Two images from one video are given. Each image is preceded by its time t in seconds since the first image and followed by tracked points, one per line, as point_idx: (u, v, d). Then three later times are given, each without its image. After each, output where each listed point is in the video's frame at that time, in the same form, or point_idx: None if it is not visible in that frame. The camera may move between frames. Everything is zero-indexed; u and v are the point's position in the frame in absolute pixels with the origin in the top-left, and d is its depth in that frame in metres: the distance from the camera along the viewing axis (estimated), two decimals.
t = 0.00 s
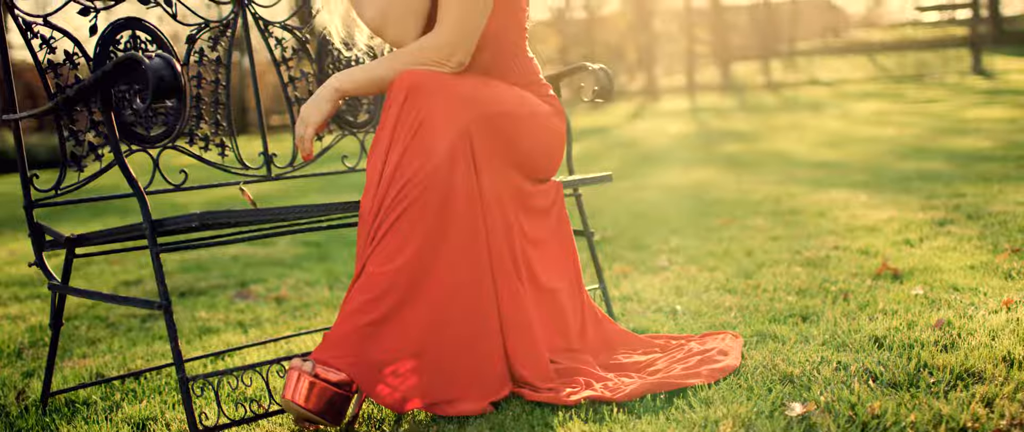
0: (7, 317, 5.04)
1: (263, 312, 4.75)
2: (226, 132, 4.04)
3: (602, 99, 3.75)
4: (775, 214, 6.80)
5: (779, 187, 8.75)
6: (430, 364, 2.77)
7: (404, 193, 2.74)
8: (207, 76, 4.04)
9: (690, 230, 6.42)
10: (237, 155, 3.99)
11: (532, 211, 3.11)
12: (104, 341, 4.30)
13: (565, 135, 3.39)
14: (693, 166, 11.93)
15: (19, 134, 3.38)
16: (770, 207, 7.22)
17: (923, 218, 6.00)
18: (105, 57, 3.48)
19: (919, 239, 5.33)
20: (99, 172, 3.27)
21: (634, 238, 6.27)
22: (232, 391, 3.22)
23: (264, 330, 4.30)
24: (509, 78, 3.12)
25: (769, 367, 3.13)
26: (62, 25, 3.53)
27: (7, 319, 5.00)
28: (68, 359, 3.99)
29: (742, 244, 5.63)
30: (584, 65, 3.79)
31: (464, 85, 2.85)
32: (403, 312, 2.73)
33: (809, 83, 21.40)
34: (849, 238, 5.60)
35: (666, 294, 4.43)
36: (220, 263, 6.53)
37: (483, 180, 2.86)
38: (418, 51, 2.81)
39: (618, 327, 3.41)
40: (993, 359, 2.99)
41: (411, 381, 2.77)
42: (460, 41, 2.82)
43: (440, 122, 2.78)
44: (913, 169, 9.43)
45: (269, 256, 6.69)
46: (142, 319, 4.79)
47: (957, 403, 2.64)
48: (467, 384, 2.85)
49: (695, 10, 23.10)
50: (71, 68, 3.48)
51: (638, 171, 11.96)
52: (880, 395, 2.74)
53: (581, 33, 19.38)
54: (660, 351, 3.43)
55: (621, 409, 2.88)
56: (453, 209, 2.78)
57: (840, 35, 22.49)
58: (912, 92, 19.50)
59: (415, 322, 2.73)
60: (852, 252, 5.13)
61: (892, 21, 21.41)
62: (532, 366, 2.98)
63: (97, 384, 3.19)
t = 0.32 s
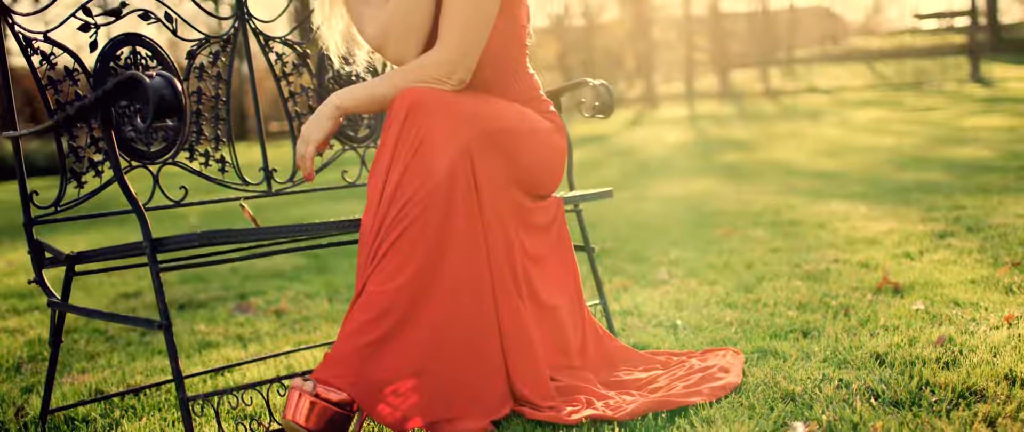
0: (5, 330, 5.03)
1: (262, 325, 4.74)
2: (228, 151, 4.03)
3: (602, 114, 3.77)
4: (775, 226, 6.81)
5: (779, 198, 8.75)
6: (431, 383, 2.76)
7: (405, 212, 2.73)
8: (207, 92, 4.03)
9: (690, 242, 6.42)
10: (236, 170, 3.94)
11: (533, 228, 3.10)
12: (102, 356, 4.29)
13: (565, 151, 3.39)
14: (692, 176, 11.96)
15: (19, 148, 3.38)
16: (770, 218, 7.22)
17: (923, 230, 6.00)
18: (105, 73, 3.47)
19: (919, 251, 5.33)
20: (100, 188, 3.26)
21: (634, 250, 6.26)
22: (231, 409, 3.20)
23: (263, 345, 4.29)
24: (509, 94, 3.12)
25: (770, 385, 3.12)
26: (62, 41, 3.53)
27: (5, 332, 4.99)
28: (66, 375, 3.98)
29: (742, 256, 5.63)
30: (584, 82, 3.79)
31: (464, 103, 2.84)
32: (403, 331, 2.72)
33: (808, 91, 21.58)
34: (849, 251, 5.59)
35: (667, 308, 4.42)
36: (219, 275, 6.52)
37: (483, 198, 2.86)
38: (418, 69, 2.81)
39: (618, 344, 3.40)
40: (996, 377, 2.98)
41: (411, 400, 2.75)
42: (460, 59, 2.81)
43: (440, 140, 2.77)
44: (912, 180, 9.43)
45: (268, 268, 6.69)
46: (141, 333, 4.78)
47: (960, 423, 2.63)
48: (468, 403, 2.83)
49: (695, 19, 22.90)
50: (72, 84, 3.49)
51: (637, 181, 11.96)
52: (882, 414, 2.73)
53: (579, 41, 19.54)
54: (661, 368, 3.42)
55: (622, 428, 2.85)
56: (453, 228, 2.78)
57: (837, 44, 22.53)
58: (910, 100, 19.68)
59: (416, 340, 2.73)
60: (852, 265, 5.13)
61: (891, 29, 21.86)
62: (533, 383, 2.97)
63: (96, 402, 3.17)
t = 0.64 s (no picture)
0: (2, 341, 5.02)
1: (260, 337, 4.73)
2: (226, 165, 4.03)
3: (602, 129, 3.78)
4: (773, 237, 6.80)
5: (777, 208, 8.73)
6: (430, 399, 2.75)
7: (405, 228, 2.73)
8: (207, 105, 4.04)
9: (688, 253, 6.41)
10: (234, 185, 3.94)
11: (532, 243, 3.10)
12: (100, 368, 4.28)
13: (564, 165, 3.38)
14: (690, 184, 11.94)
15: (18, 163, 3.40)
16: (768, 229, 7.21)
17: (921, 242, 6.00)
18: (105, 86, 3.53)
19: (918, 264, 5.33)
20: (99, 203, 3.26)
21: (632, 261, 6.25)
22: (229, 425, 3.19)
23: (261, 358, 4.27)
24: (509, 110, 3.11)
25: (770, 402, 3.12)
26: (61, 56, 3.57)
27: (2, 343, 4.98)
28: (64, 388, 3.97)
29: (741, 269, 5.62)
30: (584, 96, 3.80)
31: (464, 118, 2.84)
32: (403, 348, 2.72)
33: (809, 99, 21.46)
34: (848, 264, 5.59)
35: (666, 322, 4.42)
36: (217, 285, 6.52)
37: (484, 214, 2.85)
38: (420, 85, 2.81)
39: (617, 359, 3.40)
40: (994, 395, 2.98)
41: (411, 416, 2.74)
42: (461, 75, 2.81)
43: (440, 156, 2.77)
44: (910, 190, 9.41)
45: (266, 278, 6.68)
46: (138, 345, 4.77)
47: None
48: (469, 420, 2.81)
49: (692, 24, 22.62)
50: (71, 98, 3.53)
51: (634, 189, 11.93)
52: None
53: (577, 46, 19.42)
54: (660, 384, 3.43)
55: None
56: (452, 244, 2.77)
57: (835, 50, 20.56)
58: (909, 107, 19.55)
59: (415, 358, 2.72)
60: (851, 278, 5.13)
61: (887, 36, 20.01)
62: (532, 400, 2.95)
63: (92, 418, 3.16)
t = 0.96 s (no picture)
0: None
1: (254, 349, 4.71)
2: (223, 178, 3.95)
3: (598, 143, 3.76)
4: (768, 248, 6.80)
5: (772, 217, 8.74)
6: (426, 415, 2.74)
7: (402, 243, 2.72)
8: (202, 118, 4.04)
9: (682, 264, 6.41)
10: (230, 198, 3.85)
11: (529, 258, 3.09)
12: (93, 381, 4.27)
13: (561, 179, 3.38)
14: (685, 192, 11.95)
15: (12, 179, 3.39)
16: (763, 240, 7.22)
17: (916, 253, 6.01)
18: (100, 98, 3.54)
19: (912, 276, 5.34)
20: (93, 218, 3.24)
21: (628, 271, 6.25)
22: None
23: (256, 370, 4.25)
24: (507, 124, 3.11)
25: (767, 419, 3.12)
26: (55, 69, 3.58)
27: None
28: (57, 400, 3.96)
29: (736, 280, 5.62)
30: (581, 109, 3.80)
31: (462, 133, 2.83)
32: (399, 363, 2.72)
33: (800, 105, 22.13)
34: (843, 275, 5.59)
35: (661, 334, 4.42)
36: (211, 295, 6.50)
37: (481, 229, 2.83)
38: (418, 99, 2.81)
39: (613, 374, 3.40)
40: (990, 411, 2.98)
41: None
42: (459, 89, 2.81)
43: (437, 171, 2.76)
44: (904, 199, 9.41)
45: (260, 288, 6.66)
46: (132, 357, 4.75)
47: None
48: None
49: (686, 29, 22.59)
50: (66, 111, 3.53)
51: (629, 197, 11.95)
52: None
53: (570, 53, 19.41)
54: (656, 399, 3.43)
55: None
56: (449, 260, 2.75)
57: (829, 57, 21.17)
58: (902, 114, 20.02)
59: (411, 374, 2.72)
60: (845, 290, 5.13)
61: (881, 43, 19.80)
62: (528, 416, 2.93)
63: None
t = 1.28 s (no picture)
0: None
1: (249, 361, 4.70)
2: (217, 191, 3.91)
3: (594, 157, 3.74)
4: (763, 257, 6.81)
5: (765, 226, 8.76)
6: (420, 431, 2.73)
7: (399, 258, 2.70)
8: (197, 132, 4.03)
9: (677, 274, 6.41)
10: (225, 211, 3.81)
11: (525, 272, 3.07)
12: (87, 393, 4.25)
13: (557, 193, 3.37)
14: (680, 200, 11.98)
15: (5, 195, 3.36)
16: (757, 249, 7.23)
17: (910, 264, 6.03)
18: (95, 112, 3.54)
19: (907, 287, 5.35)
20: (87, 232, 3.23)
21: (622, 281, 6.25)
22: None
23: (250, 384, 4.23)
24: (504, 139, 3.10)
25: None
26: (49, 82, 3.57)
27: None
28: (50, 414, 3.94)
29: (731, 291, 5.62)
30: (576, 123, 3.80)
31: (459, 147, 2.83)
32: (394, 380, 2.71)
33: (792, 110, 25.67)
34: (837, 286, 5.59)
35: (656, 347, 4.41)
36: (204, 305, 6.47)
37: (478, 244, 2.82)
38: (414, 114, 2.81)
39: (609, 388, 3.38)
40: (986, 426, 2.98)
41: None
42: (456, 104, 2.81)
43: (434, 186, 2.75)
44: (898, 208, 9.45)
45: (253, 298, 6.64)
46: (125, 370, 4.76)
47: None
48: None
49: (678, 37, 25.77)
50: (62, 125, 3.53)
51: (623, 204, 11.98)
52: None
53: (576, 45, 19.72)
54: (652, 414, 3.43)
55: None
56: (444, 276, 2.74)
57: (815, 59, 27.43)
58: (894, 121, 22.86)
59: (406, 391, 2.72)
60: (840, 301, 5.13)
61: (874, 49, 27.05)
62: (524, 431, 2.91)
63: None
